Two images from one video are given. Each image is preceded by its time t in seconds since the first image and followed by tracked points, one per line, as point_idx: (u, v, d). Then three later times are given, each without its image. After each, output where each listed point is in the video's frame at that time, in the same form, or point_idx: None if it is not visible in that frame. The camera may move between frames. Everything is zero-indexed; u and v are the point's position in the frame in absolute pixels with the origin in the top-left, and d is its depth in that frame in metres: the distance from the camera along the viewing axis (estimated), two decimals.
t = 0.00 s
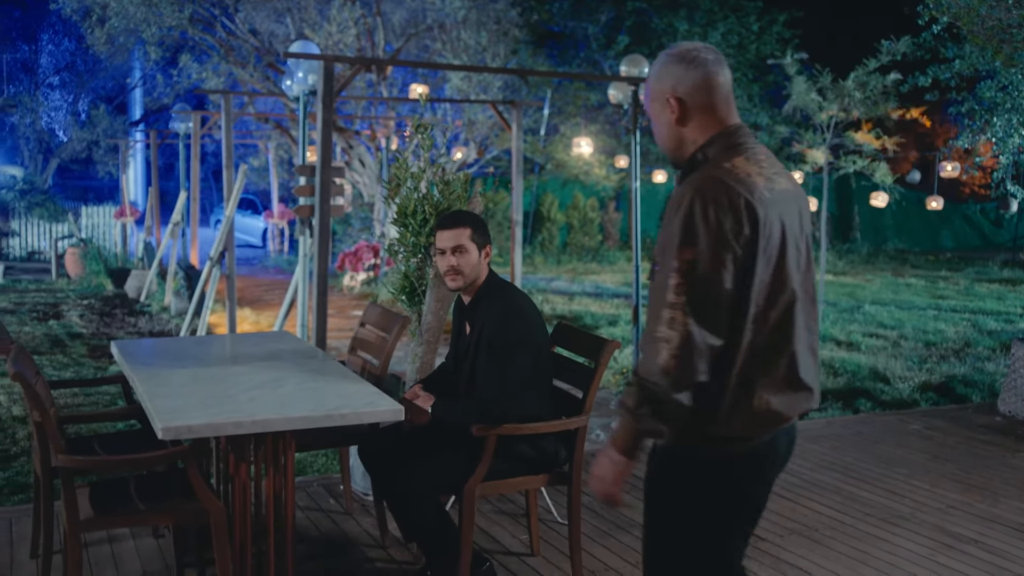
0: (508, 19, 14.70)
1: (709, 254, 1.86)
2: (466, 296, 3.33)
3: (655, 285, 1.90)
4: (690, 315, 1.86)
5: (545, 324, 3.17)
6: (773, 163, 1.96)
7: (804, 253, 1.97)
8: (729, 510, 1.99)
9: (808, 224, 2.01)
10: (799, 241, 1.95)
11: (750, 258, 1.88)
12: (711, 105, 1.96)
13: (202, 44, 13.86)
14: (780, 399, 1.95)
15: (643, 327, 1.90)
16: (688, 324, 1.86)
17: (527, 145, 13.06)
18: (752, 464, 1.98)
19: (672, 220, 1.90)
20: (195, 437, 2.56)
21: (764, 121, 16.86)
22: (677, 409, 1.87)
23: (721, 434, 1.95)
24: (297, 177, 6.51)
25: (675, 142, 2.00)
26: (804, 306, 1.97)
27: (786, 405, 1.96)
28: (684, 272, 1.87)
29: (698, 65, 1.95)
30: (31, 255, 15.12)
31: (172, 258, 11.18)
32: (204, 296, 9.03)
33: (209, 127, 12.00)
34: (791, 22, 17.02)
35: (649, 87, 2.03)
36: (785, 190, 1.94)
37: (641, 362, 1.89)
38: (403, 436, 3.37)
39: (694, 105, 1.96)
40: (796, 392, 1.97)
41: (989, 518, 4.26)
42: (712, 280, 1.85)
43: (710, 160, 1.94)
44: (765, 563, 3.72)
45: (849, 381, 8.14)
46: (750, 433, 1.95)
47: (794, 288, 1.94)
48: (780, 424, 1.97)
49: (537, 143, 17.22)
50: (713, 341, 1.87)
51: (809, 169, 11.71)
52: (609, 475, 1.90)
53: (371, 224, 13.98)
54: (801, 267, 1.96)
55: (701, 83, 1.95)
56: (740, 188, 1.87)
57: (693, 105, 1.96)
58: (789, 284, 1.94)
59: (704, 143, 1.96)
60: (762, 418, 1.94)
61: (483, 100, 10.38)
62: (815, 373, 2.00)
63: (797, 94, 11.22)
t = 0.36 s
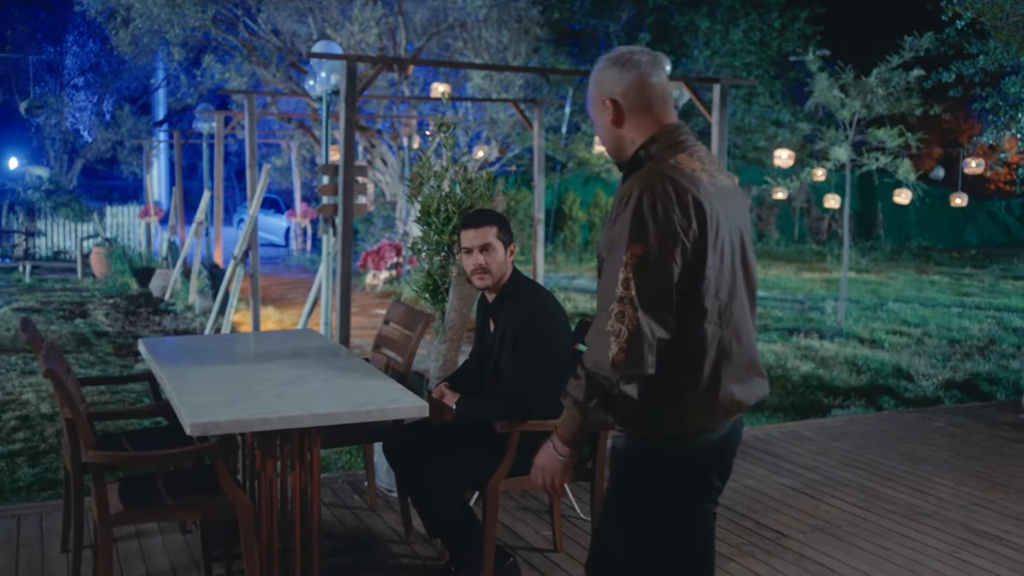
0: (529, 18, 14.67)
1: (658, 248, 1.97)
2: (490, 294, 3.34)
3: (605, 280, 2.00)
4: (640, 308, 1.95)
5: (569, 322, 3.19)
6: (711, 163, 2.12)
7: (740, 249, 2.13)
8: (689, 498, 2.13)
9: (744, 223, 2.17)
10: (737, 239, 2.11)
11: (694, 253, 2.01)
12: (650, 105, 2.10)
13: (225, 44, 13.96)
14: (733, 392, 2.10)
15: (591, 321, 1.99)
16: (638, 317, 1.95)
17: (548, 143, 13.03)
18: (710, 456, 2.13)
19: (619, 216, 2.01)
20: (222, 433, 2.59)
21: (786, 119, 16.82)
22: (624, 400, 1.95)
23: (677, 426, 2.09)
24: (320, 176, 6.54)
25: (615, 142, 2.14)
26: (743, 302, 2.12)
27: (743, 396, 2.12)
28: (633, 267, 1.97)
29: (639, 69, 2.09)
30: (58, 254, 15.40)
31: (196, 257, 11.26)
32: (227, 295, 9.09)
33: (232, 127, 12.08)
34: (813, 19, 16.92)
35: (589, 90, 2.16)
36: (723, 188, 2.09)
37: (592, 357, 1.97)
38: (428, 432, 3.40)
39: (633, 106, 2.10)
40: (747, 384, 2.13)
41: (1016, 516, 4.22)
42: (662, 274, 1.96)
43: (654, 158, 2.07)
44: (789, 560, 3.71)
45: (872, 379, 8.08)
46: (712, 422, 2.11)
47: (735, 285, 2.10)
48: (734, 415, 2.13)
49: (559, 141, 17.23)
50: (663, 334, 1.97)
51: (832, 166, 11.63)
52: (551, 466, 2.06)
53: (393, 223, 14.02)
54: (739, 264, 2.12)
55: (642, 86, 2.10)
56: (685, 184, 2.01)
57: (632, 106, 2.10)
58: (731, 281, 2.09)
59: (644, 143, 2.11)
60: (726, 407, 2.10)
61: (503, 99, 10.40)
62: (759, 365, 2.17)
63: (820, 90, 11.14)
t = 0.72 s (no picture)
0: (559, 16, 14.81)
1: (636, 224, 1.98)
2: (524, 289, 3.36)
3: (591, 264, 1.97)
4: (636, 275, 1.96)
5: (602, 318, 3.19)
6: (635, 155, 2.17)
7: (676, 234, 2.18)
8: (647, 483, 2.12)
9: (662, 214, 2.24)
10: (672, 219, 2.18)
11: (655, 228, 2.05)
12: (578, 100, 2.10)
13: (257, 44, 14.14)
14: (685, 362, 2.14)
15: (593, 302, 1.95)
16: (636, 288, 1.95)
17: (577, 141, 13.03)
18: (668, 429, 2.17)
19: (587, 201, 1.99)
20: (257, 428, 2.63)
21: (816, 114, 16.77)
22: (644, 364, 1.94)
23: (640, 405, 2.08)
24: (351, 174, 6.59)
25: (547, 142, 2.11)
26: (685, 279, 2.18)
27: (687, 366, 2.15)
28: (617, 242, 1.96)
29: (565, 71, 2.09)
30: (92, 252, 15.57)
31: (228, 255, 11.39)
32: (259, 292, 9.17)
33: (263, 126, 12.23)
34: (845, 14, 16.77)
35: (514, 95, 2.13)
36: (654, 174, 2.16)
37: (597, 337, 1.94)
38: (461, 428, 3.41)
39: (561, 103, 2.09)
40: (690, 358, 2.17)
41: None
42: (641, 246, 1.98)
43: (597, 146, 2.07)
44: (821, 557, 3.69)
45: (905, 376, 7.99)
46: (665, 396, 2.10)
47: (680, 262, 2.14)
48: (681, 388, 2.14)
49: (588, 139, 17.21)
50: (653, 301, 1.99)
51: (864, 162, 11.54)
52: (603, 463, 1.96)
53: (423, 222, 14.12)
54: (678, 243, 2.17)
55: (570, 87, 2.09)
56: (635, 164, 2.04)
57: (560, 103, 2.09)
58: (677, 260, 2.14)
59: (580, 139, 2.09)
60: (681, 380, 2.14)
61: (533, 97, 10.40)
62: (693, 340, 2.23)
63: (850, 87, 11.05)
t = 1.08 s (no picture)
0: (595, 14, 14.94)
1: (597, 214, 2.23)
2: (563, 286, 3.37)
3: (549, 253, 2.23)
4: (594, 268, 2.22)
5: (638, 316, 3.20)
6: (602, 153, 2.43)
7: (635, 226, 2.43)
8: (581, 459, 2.34)
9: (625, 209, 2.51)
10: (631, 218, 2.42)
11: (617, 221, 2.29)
12: (547, 100, 2.36)
13: (294, 43, 14.30)
14: (635, 351, 2.38)
15: (546, 287, 2.21)
16: (587, 280, 2.20)
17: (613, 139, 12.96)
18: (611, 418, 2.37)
19: (552, 194, 2.25)
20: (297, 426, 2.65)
21: (854, 112, 16.61)
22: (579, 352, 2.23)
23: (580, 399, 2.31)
24: (388, 174, 6.62)
25: (517, 136, 2.38)
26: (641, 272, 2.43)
27: (637, 360, 2.39)
28: (579, 234, 2.22)
29: (532, 70, 2.36)
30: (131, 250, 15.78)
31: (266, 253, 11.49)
32: (296, 290, 9.24)
33: (300, 125, 12.33)
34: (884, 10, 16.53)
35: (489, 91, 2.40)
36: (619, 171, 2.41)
37: (549, 318, 2.20)
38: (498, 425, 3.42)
39: (531, 103, 2.36)
40: (643, 349, 2.41)
41: None
42: (605, 237, 2.23)
43: (566, 140, 2.33)
44: (860, 557, 3.65)
45: (945, 376, 7.86)
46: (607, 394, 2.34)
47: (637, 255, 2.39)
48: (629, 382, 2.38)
49: (624, 137, 17.13)
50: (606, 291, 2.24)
51: (904, 160, 11.37)
52: (496, 414, 2.28)
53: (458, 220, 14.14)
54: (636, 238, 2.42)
55: (540, 86, 2.37)
56: (602, 163, 2.28)
57: (530, 102, 2.35)
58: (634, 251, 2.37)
59: (549, 134, 2.35)
60: (625, 369, 2.35)
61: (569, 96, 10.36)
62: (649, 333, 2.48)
63: (890, 84, 10.87)
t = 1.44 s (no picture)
0: (629, 10, 14.74)
1: (493, 232, 2.16)
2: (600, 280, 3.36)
3: (457, 268, 2.20)
4: (494, 284, 2.17)
5: (676, 312, 3.17)
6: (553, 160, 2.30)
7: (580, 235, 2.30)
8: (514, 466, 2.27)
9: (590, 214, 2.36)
10: (575, 225, 2.28)
11: (528, 235, 2.19)
12: (489, 105, 2.29)
13: (327, 41, 14.42)
14: (562, 363, 2.28)
15: (454, 304, 2.19)
16: (492, 295, 2.16)
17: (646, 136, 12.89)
18: (543, 426, 2.28)
19: (463, 207, 2.20)
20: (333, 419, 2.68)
21: (891, 108, 16.41)
22: (497, 368, 2.15)
23: (512, 405, 2.26)
24: (421, 171, 6.65)
25: (467, 141, 2.33)
26: (580, 283, 2.30)
27: (567, 371, 2.29)
28: (482, 249, 2.16)
29: (483, 72, 2.28)
30: (166, 246, 15.96)
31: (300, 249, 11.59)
32: (329, 286, 9.31)
33: (334, 122, 12.42)
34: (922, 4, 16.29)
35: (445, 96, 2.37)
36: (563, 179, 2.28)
37: (458, 335, 2.18)
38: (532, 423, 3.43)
39: (474, 108, 2.30)
40: (577, 361, 2.30)
41: None
42: (502, 255, 2.16)
43: (496, 150, 2.25)
44: (896, 557, 3.61)
45: (983, 376, 7.74)
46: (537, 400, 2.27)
47: (570, 267, 2.27)
48: (561, 392, 2.28)
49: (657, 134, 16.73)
50: (513, 306, 2.18)
51: (941, 157, 11.21)
52: (461, 454, 2.21)
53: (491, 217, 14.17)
54: (576, 248, 2.29)
55: (491, 88, 2.29)
56: (519, 173, 2.19)
57: (476, 107, 2.29)
58: (562, 262, 2.26)
59: (488, 140, 2.28)
60: (545, 380, 2.27)
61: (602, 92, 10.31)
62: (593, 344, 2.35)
63: (927, 80, 10.71)
